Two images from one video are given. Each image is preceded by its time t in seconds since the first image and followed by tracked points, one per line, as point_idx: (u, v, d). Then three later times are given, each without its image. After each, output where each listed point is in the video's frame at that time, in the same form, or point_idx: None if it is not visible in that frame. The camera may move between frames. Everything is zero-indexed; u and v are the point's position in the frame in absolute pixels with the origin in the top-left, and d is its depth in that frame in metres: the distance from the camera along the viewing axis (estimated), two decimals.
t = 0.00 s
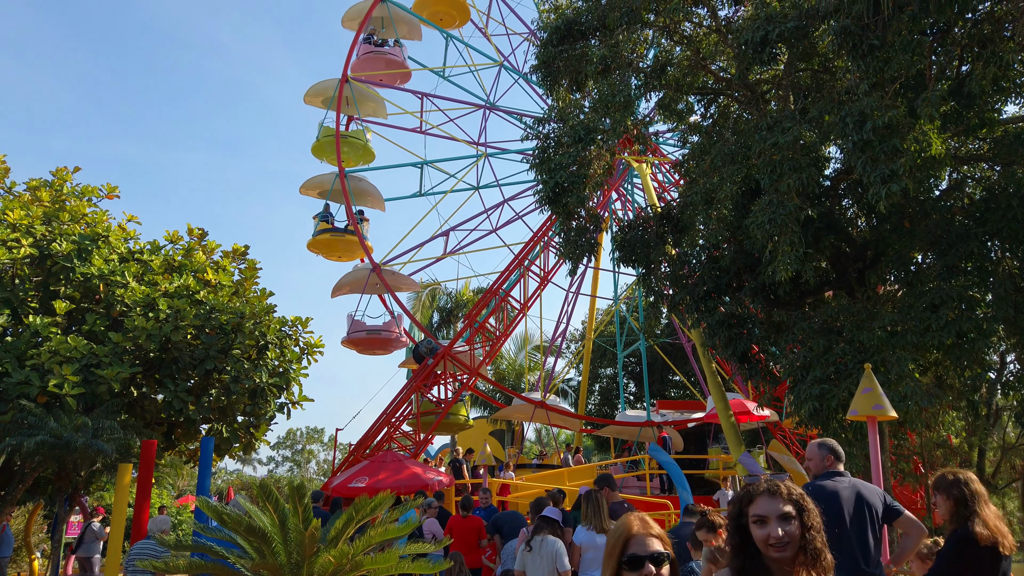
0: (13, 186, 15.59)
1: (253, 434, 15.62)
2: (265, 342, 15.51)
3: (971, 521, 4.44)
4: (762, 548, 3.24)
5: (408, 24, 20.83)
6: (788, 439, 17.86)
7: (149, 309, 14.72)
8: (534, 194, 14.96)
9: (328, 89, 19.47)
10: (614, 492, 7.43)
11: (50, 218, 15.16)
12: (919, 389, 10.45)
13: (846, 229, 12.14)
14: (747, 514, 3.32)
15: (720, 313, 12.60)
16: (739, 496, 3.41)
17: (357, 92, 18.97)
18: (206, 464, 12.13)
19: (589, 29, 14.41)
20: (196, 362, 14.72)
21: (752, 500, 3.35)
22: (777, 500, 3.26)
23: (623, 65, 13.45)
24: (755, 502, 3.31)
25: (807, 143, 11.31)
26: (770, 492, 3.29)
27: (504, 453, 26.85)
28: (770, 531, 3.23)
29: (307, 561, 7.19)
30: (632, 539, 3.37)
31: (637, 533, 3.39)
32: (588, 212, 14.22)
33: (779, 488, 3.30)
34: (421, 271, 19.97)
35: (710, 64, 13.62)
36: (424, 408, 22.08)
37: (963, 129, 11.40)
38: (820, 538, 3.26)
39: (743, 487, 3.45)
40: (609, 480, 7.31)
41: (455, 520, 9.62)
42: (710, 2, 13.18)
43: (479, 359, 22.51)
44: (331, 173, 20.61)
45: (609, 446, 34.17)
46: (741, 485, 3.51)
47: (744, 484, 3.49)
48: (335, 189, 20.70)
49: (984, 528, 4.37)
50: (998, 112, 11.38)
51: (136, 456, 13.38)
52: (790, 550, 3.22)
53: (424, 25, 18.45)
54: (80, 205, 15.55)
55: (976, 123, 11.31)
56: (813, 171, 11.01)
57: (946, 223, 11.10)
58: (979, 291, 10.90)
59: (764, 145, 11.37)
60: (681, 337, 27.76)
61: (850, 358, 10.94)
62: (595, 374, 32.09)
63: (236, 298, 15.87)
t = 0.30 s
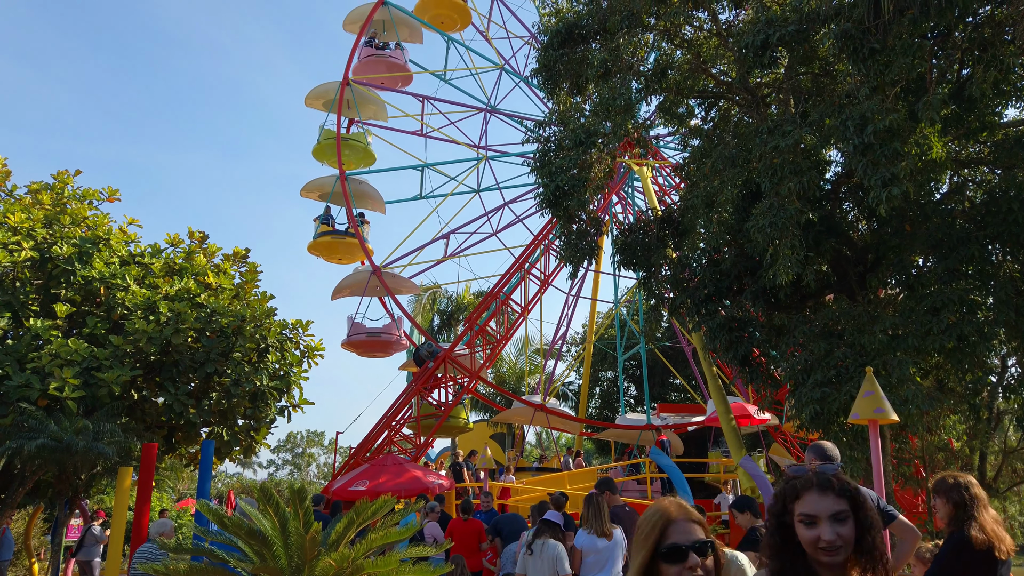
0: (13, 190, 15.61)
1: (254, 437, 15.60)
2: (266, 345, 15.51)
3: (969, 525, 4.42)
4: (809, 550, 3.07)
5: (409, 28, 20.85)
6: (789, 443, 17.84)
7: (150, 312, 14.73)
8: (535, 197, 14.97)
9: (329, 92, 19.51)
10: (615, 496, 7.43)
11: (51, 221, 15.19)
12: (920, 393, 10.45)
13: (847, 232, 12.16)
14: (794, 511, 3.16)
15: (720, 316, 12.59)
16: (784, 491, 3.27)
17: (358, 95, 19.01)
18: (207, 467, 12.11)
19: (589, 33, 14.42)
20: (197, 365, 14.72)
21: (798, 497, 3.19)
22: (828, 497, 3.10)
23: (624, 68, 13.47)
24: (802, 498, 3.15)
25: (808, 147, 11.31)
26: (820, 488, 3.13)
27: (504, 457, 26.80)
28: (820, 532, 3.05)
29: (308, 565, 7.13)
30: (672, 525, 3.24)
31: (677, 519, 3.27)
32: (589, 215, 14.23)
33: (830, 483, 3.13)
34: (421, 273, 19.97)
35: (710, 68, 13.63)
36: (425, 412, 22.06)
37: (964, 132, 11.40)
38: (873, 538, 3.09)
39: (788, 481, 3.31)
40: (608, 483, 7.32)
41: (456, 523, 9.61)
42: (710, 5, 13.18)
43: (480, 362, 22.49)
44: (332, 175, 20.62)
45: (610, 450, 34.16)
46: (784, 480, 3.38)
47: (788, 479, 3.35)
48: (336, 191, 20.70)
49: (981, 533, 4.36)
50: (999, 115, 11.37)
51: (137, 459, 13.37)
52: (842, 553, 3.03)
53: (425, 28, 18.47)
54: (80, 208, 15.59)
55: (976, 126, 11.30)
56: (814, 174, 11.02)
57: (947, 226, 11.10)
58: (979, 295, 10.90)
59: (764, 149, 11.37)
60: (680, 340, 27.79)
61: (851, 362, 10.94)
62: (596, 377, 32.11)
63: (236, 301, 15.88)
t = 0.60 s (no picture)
0: (11, 193, 15.58)
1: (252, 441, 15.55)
2: (264, 348, 15.49)
3: (969, 528, 4.37)
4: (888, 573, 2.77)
5: (409, 31, 20.87)
6: (788, 447, 17.82)
7: (148, 315, 14.71)
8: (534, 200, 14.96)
9: (328, 95, 19.52)
10: (614, 500, 7.39)
11: (49, 224, 15.18)
12: (919, 396, 10.45)
13: (845, 236, 12.17)
14: (867, 526, 2.89)
15: (720, 319, 12.58)
16: (854, 501, 3.00)
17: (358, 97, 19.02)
18: (205, 470, 12.08)
19: (588, 37, 14.42)
20: (195, 368, 14.70)
21: (872, 511, 2.91)
22: (909, 513, 2.80)
23: (623, 72, 13.49)
24: (877, 513, 2.87)
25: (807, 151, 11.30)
26: (899, 503, 2.84)
27: (503, 460, 26.75)
28: (900, 554, 2.75)
29: (305, 569, 7.12)
30: (759, 543, 2.80)
31: (762, 536, 2.83)
32: (588, 219, 14.22)
33: (911, 498, 2.83)
34: (420, 276, 19.97)
35: (710, 72, 13.65)
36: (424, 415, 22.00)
37: (962, 136, 11.42)
38: (967, 558, 2.75)
39: (859, 489, 3.03)
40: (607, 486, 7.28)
41: (455, 526, 9.59)
42: (709, 9, 13.20)
43: (479, 365, 22.45)
44: (331, 178, 20.62)
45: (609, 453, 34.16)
46: (854, 486, 3.11)
47: (860, 485, 3.07)
48: (335, 195, 20.69)
49: (981, 535, 4.30)
50: (997, 119, 11.39)
51: (135, 463, 13.35)
52: None
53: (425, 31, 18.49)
54: (79, 211, 15.59)
55: (974, 130, 11.31)
56: (812, 178, 11.03)
57: (945, 230, 11.11)
58: (977, 298, 10.91)
59: (763, 152, 11.38)
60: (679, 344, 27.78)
61: (850, 365, 10.94)
62: (595, 381, 32.11)
63: (235, 304, 15.86)
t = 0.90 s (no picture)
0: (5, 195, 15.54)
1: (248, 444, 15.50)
2: (260, 351, 15.44)
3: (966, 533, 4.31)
4: None
5: (406, 34, 20.86)
6: (784, 450, 17.81)
7: (143, 318, 14.69)
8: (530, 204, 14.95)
9: (324, 99, 19.52)
10: (609, 504, 7.35)
11: (44, 226, 15.14)
12: (914, 400, 10.47)
13: (841, 240, 12.21)
14: (1008, 516, 2.68)
15: (716, 323, 12.59)
16: (991, 486, 2.79)
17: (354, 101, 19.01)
18: (200, 473, 12.04)
19: (584, 40, 14.42)
20: (190, 371, 14.67)
21: (1015, 496, 2.71)
22: None
23: (619, 75, 13.50)
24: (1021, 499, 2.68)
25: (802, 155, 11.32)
26: None
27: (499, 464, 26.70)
28: None
29: (301, 573, 7.12)
30: (884, 539, 2.57)
31: (889, 531, 2.60)
32: (584, 222, 14.22)
33: None
34: (417, 279, 19.95)
35: (706, 75, 13.66)
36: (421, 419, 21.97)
37: (957, 140, 11.45)
38: None
39: (994, 473, 2.82)
40: (604, 489, 7.23)
41: (451, 530, 9.57)
42: (705, 13, 13.22)
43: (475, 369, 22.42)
44: (327, 181, 20.60)
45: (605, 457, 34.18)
46: (982, 469, 2.90)
47: (992, 468, 2.86)
48: (331, 198, 20.66)
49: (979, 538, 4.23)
50: (992, 123, 11.41)
51: (130, 466, 13.32)
52: None
53: (421, 34, 18.48)
54: (74, 214, 15.56)
55: (969, 134, 11.32)
56: (808, 182, 11.05)
57: (940, 234, 11.14)
58: (972, 302, 10.93)
59: (759, 156, 11.40)
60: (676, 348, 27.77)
61: (845, 368, 10.96)
62: (591, 385, 32.14)
63: (230, 308, 15.82)
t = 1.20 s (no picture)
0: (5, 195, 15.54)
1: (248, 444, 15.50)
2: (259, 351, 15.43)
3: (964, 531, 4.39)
4: None
5: (406, 34, 20.86)
6: (783, 450, 17.80)
7: (143, 318, 14.70)
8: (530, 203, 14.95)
9: (324, 99, 19.52)
10: (609, 503, 7.36)
11: (44, 226, 15.14)
12: (914, 400, 10.47)
13: (841, 240, 12.22)
14: None
15: (716, 322, 12.58)
16: None
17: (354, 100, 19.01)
18: (200, 473, 12.03)
19: (584, 40, 14.41)
20: (190, 371, 14.68)
21: None
22: None
23: (619, 75, 13.51)
24: None
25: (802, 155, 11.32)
26: None
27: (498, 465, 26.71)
28: None
29: (301, 572, 7.13)
30: None
31: None
32: (584, 222, 14.22)
33: None
34: (416, 279, 19.95)
35: (705, 75, 13.65)
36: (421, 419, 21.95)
37: (957, 140, 11.43)
38: None
39: None
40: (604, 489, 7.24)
41: (452, 530, 9.57)
42: (705, 13, 13.22)
43: (475, 369, 22.42)
44: (327, 181, 20.60)
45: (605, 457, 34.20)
46: None
47: None
48: (331, 198, 20.67)
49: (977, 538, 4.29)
50: (992, 124, 11.41)
51: (130, 466, 13.32)
52: None
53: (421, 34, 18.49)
54: (74, 214, 15.57)
55: (969, 134, 11.30)
56: (808, 182, 11.05)
57: (940, 234, 11.13)
58: (972, 302, 10.94)
59: (759, 156, 11.40)
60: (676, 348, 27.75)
61: (845, 368, 10.96)
62: (591, 385, 32.16)
63: (230, 307, 15.81)
